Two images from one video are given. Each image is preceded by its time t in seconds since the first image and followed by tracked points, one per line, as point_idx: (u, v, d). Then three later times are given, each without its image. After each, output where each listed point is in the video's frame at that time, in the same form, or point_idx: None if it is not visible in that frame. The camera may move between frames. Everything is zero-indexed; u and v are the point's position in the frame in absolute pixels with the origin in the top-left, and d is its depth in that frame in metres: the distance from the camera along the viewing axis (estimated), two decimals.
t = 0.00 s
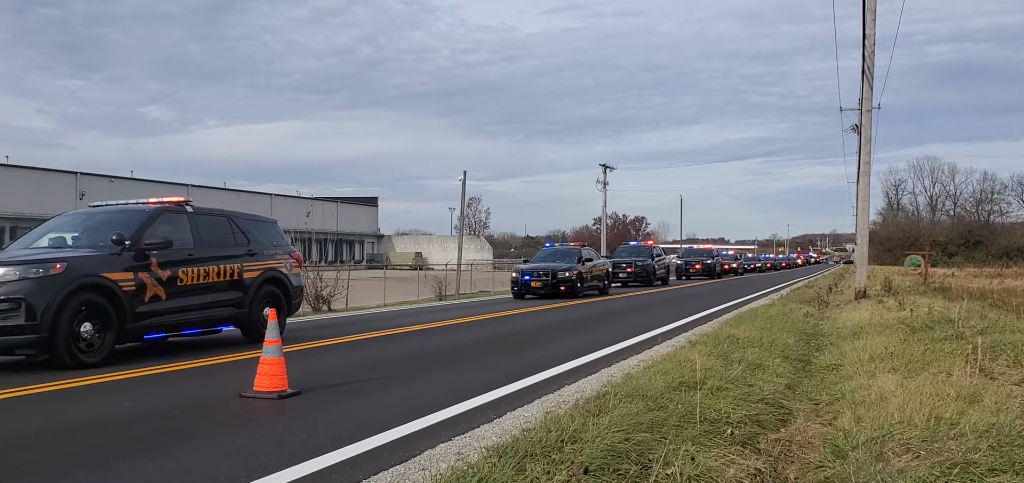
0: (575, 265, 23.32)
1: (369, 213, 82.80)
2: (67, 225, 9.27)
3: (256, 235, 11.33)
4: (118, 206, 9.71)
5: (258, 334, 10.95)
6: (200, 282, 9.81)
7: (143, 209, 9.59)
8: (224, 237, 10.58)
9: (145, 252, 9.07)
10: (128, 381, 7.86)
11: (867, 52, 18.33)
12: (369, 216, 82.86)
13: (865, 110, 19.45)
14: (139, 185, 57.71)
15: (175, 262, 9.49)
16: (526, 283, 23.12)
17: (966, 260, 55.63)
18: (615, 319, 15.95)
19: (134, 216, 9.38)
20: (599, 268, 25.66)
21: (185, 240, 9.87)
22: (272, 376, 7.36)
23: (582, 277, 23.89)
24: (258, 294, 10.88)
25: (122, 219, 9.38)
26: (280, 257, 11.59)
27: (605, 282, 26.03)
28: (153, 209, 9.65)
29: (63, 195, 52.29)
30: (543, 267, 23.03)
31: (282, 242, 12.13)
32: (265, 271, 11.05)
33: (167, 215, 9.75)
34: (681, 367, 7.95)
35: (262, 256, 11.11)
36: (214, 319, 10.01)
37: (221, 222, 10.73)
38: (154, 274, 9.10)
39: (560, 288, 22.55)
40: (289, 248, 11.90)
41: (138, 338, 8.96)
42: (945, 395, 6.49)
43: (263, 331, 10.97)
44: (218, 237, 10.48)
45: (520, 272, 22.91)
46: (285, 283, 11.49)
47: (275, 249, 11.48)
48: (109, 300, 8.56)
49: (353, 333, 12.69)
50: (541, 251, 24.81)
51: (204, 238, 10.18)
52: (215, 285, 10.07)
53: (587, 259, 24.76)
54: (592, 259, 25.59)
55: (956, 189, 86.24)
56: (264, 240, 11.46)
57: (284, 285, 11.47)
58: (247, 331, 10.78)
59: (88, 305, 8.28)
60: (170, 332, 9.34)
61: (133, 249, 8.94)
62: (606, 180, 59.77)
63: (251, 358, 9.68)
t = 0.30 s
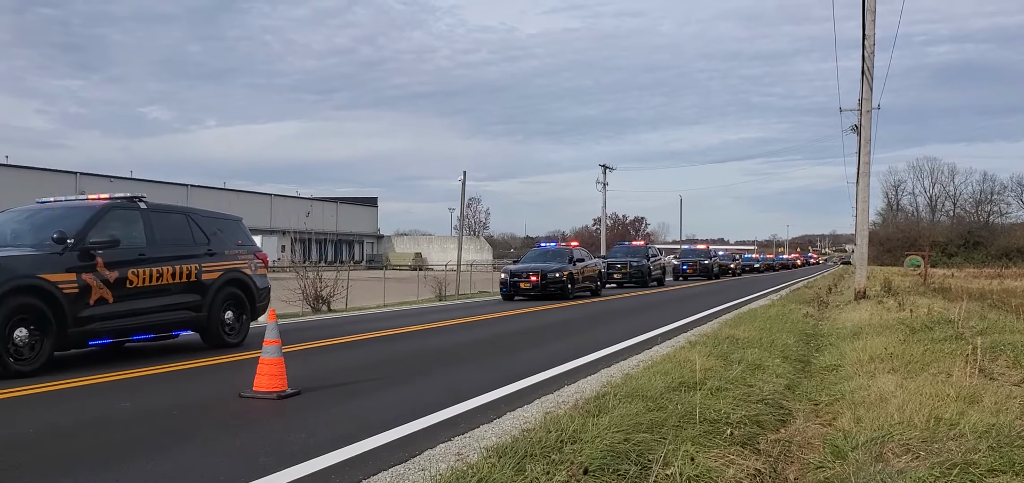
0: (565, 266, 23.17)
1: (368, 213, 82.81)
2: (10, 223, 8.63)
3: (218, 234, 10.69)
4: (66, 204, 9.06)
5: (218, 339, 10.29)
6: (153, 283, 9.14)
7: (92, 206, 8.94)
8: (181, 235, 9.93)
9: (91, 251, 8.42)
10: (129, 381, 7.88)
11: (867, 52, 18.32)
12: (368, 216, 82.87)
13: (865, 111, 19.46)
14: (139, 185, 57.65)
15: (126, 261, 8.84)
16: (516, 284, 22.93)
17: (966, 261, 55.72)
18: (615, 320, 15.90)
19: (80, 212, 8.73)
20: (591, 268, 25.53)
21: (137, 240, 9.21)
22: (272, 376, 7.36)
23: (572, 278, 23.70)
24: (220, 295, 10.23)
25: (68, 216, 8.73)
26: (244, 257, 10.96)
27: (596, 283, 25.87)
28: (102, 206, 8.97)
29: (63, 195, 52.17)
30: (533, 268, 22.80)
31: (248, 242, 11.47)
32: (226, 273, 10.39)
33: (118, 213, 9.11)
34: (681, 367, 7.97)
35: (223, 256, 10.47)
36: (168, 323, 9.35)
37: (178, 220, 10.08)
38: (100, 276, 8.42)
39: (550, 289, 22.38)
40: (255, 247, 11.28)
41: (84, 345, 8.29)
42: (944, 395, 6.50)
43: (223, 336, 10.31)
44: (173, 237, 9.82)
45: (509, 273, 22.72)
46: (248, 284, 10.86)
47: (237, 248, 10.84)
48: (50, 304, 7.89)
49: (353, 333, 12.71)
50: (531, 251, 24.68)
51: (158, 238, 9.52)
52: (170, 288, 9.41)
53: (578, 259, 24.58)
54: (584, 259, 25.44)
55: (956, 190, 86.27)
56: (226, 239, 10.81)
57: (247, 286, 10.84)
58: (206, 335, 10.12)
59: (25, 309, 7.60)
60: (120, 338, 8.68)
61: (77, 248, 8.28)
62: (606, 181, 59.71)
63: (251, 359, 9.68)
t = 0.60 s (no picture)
0: (553, 267, 23.04)
1: (368, 213, 82.88)
2: None
3: (175, 232, 9.94)
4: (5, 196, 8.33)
5: (174, 346, 9.53)
6: (100, 285, 8.46)
7: (32, 200, 8.22)
8: (132, 234, 9.20)
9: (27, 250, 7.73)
10: (128, 381, 7.89)
11: (867, 53, 18.33)
12: (368, 216, 82.95)
13: (865, 111, 19.47)
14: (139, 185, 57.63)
15: (68, 262, 8.14)
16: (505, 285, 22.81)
17: (965, 262, 55.84)
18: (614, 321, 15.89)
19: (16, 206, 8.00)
20: (583, 269, 25.42)
21: (83, 238, 8.51)
22: (272, 376, 7.36)
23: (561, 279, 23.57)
24: (175, 298, 9.49)
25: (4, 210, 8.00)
26: (204, 257, 10.21)
27: (588, 283, 25.73)
28: (42, 201, 8.24)
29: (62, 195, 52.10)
30: (520, 270, 22.68)
31: (211, 241, 10.73)
32: (182, 273, 9.63)
33: (60, 207, 8.37)
34: (681, 367, 7.97)
35: (181, 256, 9.74)
36: (116, 328, 8.63)
37: (131, 216, 9.36)
38: (36, 277, 7.75)
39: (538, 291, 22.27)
40: (217, 247, 10.53)
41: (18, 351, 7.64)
42: (944, 396, 6.50)
43: (180, 342, 9.57)
44: (123, 235, 9.07)
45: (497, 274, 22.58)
46: (208, 286, 10.12)
47: (197, 248, 10.11)
48: None
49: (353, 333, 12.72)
50: (522, 251, 24.60)
51: (106, 236, 8.81)
52: (119, 289, 8.71)
53: (568, 259, 24.46)
54: (575, 259, 25.34)
55: (955, 190, 86.37)
56: (185, 238, 10.07)
57: (207, 288, 10.10)
58: (162, 341, 9.38)
59: None
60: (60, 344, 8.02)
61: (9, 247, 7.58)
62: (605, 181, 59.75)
63: (252, 359, 9.69)
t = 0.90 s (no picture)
0: (541, 268, 22.95)
1: (368, 213, 82.91)
2: None
3: (127, 230, 9.47)
4: None
5: (125, 352, 9.04)
6: (39, 287, 8.00)
7: None
8: (75, 231, 8.72)
9: None
10: (128, 381, 7.88)
11: (867, 54, 18.34)
12: (368, 216, 82.98)
13: (865, 112, 19.47)
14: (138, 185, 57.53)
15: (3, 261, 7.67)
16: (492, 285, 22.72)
17: (965, 263, 55.77)
18: (614, 321, 15.88)
19: None
20: (574, 270, 25.35)
21: (19, 235, 8.03)
22: (272, 376, 7.36)
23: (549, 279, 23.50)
24: (124, 301, 9.02)
25: None
26: (158, 257, 9.73)
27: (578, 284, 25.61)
28: None
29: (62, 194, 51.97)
30: (508, 270, 22.59)
31: (169, 239, 10.25)
32: (132, 275, 9.17)
33: None
34: (681, 367, 7.97)
35: (132, 256, 9.26)
36: (58, 333, 8.19)
37: (77, 214, 8.88)
38: None
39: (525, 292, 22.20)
40: (173, 246, 10.06)
41: None
42: (944, 396, 6.50)
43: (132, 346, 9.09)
44: (65, 233, 8.59)
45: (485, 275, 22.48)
46: (162, 288, 9.64)
47: (149, 247, 9.62)
48: None
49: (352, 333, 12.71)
50: (512, 251, 24.54)
51: (46, 234, 8.33)
52: (60, 291, 8.25)
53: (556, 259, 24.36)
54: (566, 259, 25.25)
55: (955, 190, 86.38)
56: (138, 236, 9.59)
57: (161, 290, 9.63)
58: (111, 346, 8.89)
59: None
60: None
61: None
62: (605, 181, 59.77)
63: (252, 359, 9.69)
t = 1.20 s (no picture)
0: (529, 269, 22.87)
1: (368, 213, 82.93)
2: None
3: (73, 228, 8.89)
4: None
5: (68, 357, 8.48)
6: None
7: None
8: (16, 228, 8.14)
9: None
10: (127, 381, 7.86)
11: (867, 54, 18.34)
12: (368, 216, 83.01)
13: (865, 112, 19.47)
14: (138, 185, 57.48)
15: None
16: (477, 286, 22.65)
17: (966, 263, 55.73)
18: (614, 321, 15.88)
19: None
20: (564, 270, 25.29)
21: None
22: (272, 376, 7.36)
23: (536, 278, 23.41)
24: (68, 304, 8.45)
25: None
26: (107, 256, 9.18)
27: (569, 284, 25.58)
28: None
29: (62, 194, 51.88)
30: (495, 271, 22.55)
31: (120, 238, 9.69)
32: (77, 275, 8.60)
33: None
34: (681, 367, 7.97)
35: (77, 256, 8.70)
36: None
37: (19, 210, 8.30)
38: None
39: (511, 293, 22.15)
40: (125, 245, 9.52)
41: None
42: (944, 396, 6.50)
43: (76, 352, 8.54)
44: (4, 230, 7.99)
45: (472, 276, 22.46)
46: (110, 290, 9.08)
47: (97, 246, 9.05)
48: None
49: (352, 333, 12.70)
50: (501, 251, 24.50)
51: None
52: None
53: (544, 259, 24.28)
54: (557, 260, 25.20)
55: (955, 191, 86.36)
56: (85, 234, 9.01)
57: (108, 292, 9.06)
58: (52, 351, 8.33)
59: None
60: None
61: None
62: (606, 181, 59.76)
63: (253, 358, 9.69)
